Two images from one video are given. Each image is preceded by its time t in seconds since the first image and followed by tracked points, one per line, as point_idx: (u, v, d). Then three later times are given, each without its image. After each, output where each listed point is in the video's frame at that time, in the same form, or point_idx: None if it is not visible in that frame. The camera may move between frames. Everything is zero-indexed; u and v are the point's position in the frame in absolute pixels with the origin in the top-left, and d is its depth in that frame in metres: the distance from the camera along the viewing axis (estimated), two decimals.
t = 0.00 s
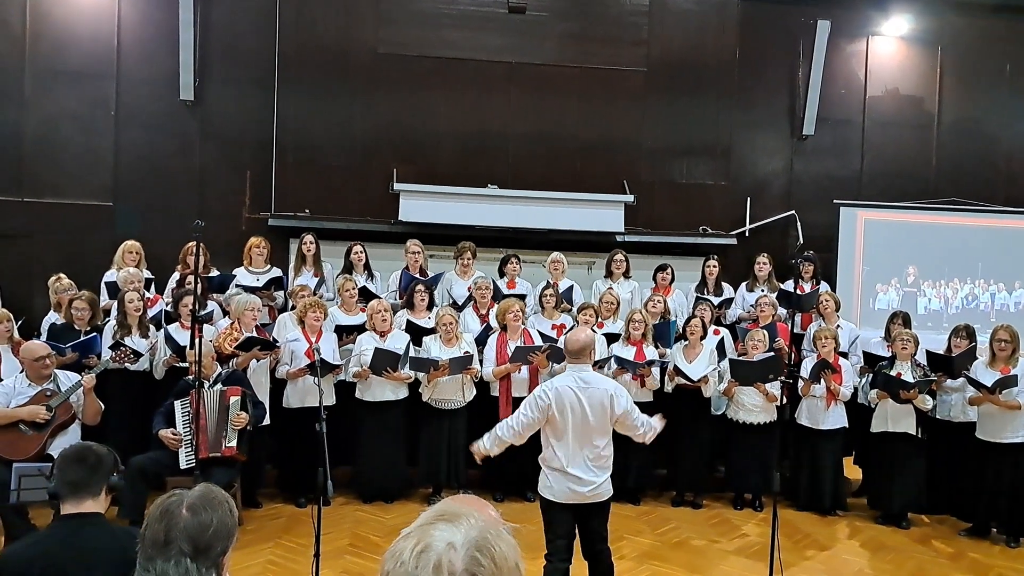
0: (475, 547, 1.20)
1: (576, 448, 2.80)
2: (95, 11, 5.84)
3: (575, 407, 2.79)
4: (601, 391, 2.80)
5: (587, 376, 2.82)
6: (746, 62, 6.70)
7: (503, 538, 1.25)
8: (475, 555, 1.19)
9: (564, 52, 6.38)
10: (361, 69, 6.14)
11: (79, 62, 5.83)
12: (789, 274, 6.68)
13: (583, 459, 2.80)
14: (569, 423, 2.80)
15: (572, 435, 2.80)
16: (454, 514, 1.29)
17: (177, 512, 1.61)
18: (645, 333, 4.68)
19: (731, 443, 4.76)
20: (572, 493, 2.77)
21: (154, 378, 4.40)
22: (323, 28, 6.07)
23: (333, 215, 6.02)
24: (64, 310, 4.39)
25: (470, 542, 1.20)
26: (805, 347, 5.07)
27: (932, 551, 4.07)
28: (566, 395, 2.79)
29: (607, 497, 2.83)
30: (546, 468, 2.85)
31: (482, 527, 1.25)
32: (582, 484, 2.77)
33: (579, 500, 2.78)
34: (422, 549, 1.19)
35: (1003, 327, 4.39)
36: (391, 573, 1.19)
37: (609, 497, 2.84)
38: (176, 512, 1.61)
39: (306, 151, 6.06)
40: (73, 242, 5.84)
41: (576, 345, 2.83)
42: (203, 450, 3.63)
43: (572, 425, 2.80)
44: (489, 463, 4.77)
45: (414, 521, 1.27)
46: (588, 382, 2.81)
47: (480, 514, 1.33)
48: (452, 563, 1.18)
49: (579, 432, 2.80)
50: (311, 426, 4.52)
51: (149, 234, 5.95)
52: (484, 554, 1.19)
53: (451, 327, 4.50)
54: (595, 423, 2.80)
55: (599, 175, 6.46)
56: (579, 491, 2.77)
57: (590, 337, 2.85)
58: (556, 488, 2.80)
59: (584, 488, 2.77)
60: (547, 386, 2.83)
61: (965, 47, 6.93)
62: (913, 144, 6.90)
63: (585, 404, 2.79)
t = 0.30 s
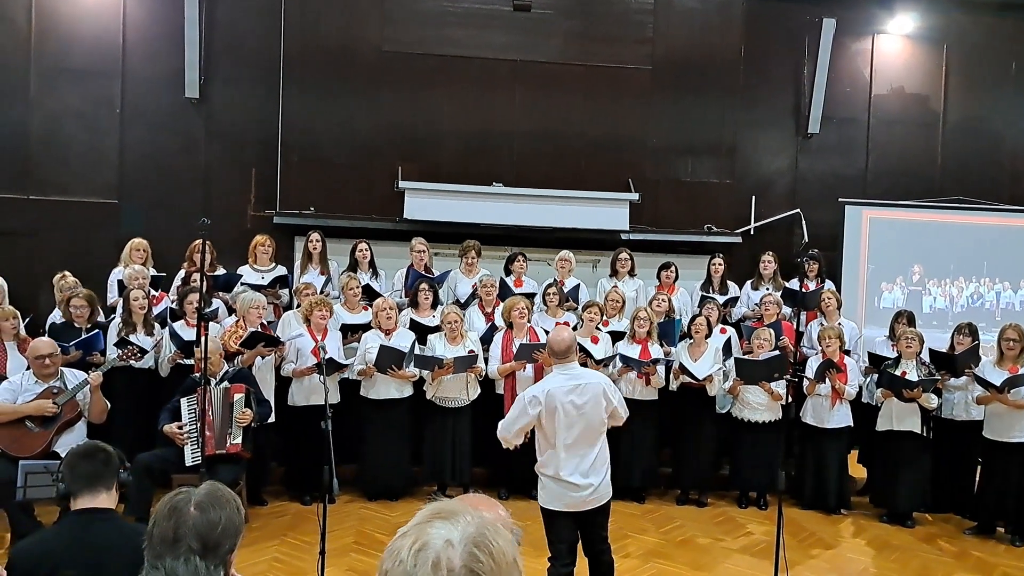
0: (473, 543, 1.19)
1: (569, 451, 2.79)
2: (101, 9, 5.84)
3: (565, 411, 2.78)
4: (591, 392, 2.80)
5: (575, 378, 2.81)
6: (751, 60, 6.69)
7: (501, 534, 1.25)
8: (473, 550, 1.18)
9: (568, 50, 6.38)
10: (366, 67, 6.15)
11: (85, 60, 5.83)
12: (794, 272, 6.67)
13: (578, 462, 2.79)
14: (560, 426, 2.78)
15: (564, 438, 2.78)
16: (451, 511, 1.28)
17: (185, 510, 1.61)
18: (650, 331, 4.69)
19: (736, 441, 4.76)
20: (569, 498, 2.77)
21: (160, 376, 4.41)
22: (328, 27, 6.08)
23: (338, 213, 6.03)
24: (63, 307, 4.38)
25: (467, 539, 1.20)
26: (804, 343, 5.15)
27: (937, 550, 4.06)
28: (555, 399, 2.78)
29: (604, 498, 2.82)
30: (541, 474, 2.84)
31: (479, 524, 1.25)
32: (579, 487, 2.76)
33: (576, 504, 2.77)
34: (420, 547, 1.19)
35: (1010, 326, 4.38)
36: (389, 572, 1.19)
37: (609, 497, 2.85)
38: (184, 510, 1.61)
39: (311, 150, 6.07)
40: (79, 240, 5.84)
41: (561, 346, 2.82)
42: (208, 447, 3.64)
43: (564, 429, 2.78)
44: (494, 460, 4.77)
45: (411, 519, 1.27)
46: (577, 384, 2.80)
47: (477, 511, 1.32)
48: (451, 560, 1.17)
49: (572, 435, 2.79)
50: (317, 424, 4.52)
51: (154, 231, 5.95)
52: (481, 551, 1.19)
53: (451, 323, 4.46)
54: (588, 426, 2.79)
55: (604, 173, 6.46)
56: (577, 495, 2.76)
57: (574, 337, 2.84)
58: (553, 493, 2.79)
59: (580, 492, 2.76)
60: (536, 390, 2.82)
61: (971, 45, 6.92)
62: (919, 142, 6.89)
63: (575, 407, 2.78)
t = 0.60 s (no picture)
0: (474, 540, 1.19)
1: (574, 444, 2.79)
2: (106, 5, 5.84)
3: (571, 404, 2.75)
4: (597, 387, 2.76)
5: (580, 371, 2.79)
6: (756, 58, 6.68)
7: (502, 532, 1.24)
8: (474, 547, 1.18)
9: (573, 48, 6.38)
10: (371, 65, 6.15)
11: (90, 56, 5.83)
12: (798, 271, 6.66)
13: (580, 454, 2.78)
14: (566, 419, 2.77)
15: (569, 430, 2.78)
16: (451, 509, 1.27)
17: (194, 507, 1.60)
18: (655, 329, 4.70)
19: (740, 440, 4.76)
20: (569, 490, 2.76)
21: (165, 373, 4.41)
22: (334, 24, 6.09)
23: (343, 210, 6.03)
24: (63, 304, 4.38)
25: (469, 536, 1.19)
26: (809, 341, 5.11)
27: (942, 549, 4.06)
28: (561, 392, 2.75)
29: (607, 493, 2.80)
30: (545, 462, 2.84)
31: (480, 521, 1.24)
32: (580, 481, 2.75)
33: (577, 497, 2.77)
34: (421, 545, 1.18)
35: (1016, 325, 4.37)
36: (390, 570, 1.18)
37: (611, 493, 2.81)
38: (193, 507, 1.61)
39: (316, 147, 6.08)
40: (84, 236, 5.85)
41: (574, 342, 2.78)
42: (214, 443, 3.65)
43: (569, 421, 2.77)
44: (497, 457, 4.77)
45: (411, 517, 1.26)
46: (586, 379, 2.76)
47: (477, 509, 1.31)
48: (452, 558, 1.17)
49: (577, 428, 2.78)
50: (322, 421, 4.53)
51: (159, 228, 5.96)
52: (483, 549, 1.18)
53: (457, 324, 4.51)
54: (593, 419, 2.78)
55: (608, 171, 6.46)
56: (577, 487, 2.75)
57: (588, 334, 2.80)
58: (555, 484, 2.79)
59: (581, 486, 2.75)
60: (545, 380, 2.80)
61: (976, 44, 6.91)
62: (924, 141, 6.88)
63: (581, 401, 2.74)
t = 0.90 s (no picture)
0: (483, 536, 1.19)
1: (591, 444, 2.80)
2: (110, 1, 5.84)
3: (594, 405, 2.77)
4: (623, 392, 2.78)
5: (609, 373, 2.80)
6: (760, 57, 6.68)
7: (511, 528, 1.24)
8: (483, 543, 1.17)
9: (576, 45, 6.37)
10: (375, 62, 6.16)
11: (94, 52, 5.84)
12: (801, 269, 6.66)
13: (596, 455, 2.80)
14: (586, 418, 2.78)
15: (588, 430, 2.79)
16: (461, 505, 1.27)
17: (198, 502, 1.61)
18: (657, 327, 4.68)
19: (742, 438, 4.76)
20: (583, 490, 2.76)
21: (168, 368, 4.41)
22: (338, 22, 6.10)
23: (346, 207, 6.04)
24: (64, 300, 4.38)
25: (477, 532, 1.19)
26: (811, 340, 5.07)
27: (943, 548, 4.06)
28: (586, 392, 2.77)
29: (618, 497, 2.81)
30: (557, 458, 2.84)
31: (489, 518, 1.24)
32: (594, 481, 2.76)
33: (589, 497, 2.77)
34: (430, 540, 1.18)
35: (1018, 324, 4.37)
36: (398, 565, 1.18)
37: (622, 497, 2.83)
38: (197, 502, 1.61)
39: (319, 144, 6.09)
40: (87, 232, 5.85)
41: (611, 344, 2.77)
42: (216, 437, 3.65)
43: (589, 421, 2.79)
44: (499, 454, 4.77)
45: (421, 513, 1.26)
46: (612, 382, 2.79)
47: (488, 506, 1.31)
48: (461, 553, 1.16)
49: (596, 429, 2.79)
50: (325, 417, 4.54)
51: (162, 224, 5.96)
52: (492, 545, 1.18)
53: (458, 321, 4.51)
54: (613, 422, 2.80)
55: (611, 169, 6.46)
56: (588, 487, 2.76)
57: (624, 336, 2.78)
58: (567, 481, 2.80)
59: (594, 486, 2.76)
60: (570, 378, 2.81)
61: (980, 42, 6.90)
62: (928, 139, 6.88)
63: (604, 402, 2.77)
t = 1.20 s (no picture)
0: (493, 534, 1.18)
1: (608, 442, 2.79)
2: None
3: (614, 402, 2.78)
4: (651, 394, 2.79)
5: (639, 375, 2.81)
6: (762, 55, 6.67)
7: (521, 526, 1.23)
8: (492, 541, 1.17)
9: (579, 43, 6.37)
10: (377, 58, 6.16)
11: (96, 48, 5.84)
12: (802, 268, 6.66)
13: (612, 454, 2.78)
14: (606, 415, 2.79)
15: (606, 427, 2.79)
16: (473, 500, 1.27)
17: (199, 497, 1.60)
18: (657, 325, 4.66)
19: (743, 436, 4.76)
20: (595, 485, 2.77)
21: (169, 365, 4.41)
22: (340, 19, 6.11)
23: (348, 204, 6.04)
24: (68, 296, 4.38)
25: (487, 529, 1.18)
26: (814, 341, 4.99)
27: (944, 547, 4.06)
28: (608, 388, 2.79)
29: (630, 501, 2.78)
30: (577, 453, 2.84)
31: (500, 515, 1.23)
32: (607, 478, 2.75)
33: (600, 493, 2.76)
34: (440, 535, 1.18)
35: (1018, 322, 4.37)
36: (407, 559, 1.19)
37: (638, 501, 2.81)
38: (197, 497, 1.61)
39: (321, 141, 6.10)
40: (89, 228, 5.85)
41: (645, 344, 2.79)
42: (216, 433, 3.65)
43: (609, 418, 2.78)
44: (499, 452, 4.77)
45: (432, 508, 1.26)
46: (635, 382, 2.79)
47: (498, 503, 1.31)
48: (470, 550, 1.16)
49: (615, 427, 2.78)
50: (325, 413, 4.54)
51: (164, 221, 5.96)
52: (502, 543, 1.17)
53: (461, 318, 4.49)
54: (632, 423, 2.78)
55: (613, 167, 6.45)
56: (605, 484, 2.75)
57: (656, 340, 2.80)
58: (582, 475, 2.81)
59: (607, 484, 2.75)
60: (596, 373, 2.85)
61: (982, 41, 6.89)
62: (930, 138, 6.87)
63: (625, 401, 2.77)
